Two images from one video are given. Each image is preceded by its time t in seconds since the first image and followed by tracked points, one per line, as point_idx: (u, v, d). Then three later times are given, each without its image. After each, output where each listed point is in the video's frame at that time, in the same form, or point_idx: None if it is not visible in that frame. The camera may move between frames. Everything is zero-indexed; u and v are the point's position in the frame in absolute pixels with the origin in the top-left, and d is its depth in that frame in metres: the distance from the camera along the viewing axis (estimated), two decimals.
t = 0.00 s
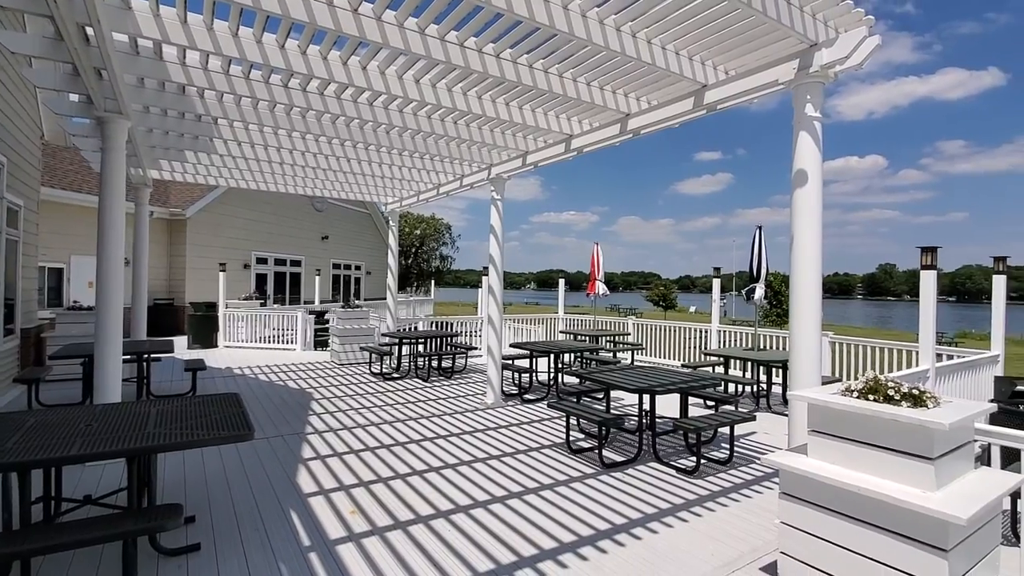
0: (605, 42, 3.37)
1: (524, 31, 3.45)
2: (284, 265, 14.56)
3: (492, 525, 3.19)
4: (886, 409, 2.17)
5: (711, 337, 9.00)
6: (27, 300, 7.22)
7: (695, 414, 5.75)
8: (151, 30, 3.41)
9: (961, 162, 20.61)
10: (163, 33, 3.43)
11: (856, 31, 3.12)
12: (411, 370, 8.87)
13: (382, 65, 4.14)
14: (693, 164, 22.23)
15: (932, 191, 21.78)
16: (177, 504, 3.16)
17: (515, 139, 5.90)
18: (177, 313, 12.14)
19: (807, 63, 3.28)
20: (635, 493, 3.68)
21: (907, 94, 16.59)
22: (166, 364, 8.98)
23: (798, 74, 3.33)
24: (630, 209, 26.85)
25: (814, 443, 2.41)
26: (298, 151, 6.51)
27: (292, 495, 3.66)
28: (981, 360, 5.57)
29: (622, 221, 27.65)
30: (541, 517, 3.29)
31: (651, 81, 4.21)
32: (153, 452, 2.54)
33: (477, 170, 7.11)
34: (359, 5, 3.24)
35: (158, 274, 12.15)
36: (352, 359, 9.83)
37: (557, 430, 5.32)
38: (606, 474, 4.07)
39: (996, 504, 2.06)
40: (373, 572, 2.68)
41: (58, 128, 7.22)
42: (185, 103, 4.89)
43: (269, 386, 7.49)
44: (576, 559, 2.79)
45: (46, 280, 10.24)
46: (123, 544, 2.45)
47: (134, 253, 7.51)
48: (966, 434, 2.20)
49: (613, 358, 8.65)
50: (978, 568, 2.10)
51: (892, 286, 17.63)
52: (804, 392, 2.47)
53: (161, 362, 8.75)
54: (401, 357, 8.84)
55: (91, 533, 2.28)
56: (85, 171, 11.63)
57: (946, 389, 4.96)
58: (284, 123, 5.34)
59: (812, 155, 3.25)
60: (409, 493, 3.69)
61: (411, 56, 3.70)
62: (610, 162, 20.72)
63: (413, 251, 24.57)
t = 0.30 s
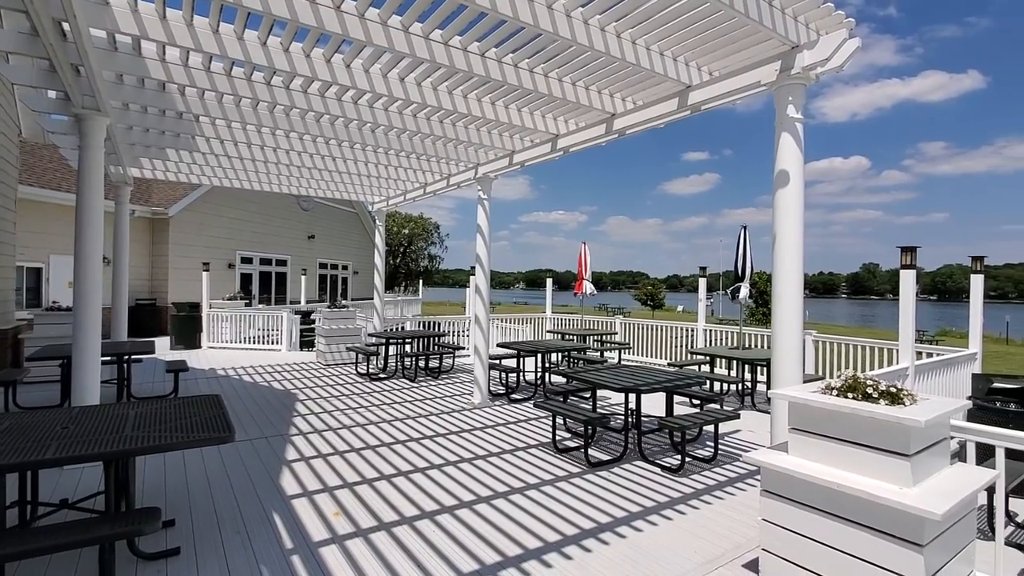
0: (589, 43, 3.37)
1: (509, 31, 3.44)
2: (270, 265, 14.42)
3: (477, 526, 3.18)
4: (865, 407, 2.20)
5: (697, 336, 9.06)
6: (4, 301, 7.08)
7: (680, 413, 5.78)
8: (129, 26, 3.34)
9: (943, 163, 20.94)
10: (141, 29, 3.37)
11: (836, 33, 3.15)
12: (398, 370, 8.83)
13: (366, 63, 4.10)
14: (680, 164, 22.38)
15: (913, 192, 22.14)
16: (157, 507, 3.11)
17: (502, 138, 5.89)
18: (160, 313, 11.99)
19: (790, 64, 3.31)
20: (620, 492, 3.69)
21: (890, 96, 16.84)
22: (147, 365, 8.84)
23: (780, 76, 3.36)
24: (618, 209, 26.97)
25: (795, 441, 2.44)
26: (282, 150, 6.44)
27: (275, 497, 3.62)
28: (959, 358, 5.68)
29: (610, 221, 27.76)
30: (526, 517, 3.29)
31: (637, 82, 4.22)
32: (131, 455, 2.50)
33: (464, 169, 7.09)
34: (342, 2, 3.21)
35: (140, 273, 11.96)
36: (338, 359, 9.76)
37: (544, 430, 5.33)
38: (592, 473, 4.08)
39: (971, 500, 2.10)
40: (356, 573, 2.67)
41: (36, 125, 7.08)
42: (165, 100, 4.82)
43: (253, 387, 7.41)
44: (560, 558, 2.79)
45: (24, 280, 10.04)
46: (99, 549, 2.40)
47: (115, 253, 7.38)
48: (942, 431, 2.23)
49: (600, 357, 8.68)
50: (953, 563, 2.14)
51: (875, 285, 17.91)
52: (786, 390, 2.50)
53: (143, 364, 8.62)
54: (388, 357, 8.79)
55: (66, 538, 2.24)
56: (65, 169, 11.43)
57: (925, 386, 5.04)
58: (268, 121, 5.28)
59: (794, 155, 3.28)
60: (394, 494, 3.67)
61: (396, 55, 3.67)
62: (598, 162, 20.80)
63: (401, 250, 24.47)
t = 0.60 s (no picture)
0: (577, 42, 3.36)
1: (496, 29, 3.42)
2: (260, 265, 14.33)
3: (465, 526, 3.18)
4: (849, 405, 2.20)
5: (688, 335, 9.09)
6: None
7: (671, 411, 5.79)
8: (111, 24, 3.30)
9: (933, 162, 21.10)
10: (123, 27, 3.32)
11: (821, 33, 3.17)
12: (389, 371, 8.80)
13: (353, 62, 4.06)
14: (672, 164, 22.44)
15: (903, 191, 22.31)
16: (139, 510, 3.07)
17: (491, 138, 5.88)
18: (150, 314, 11.92)
19: (775, 64, 3.32)
20: (610, 491, 3.70)
21: (880, 96, 16.96)
22: (135, 367, 8.76)
23: (766, 75, 3.37)
24: (611, 209, 27.01)
25: (780, 440, 2.45)
26: (271, 149, 6.39)
27: (262, 499, 3.60)
28: (945, 355, 5.73)
29: (603, 220, 27.79)
30: (515, 517, 3.28)
31: (625, 81, 4.22)
32: (113, 458, 2.46)
33: (454, 169, 7.07)
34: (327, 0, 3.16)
35: (128, 274, 11.85)
36: (329, 360, 9.70)
37: (535, 430, 5.33)
38: (581, 472, 4.09)
39: (953, 497, 2.11)
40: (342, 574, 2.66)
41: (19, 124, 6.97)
42: (150, 99, 4.76)
43: (243, 389, 7.35)
44: (548, 558, 2.78)
45: (11, 281, 9.91)
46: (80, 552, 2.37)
47: (101, 253, 7.30)
48: (925, 429, 2.25)
49: (592, 356, 8.68)
50: (936, 560, 2.15)
51: (867, 284, 18.04)
52: (771, 389, 2.51)
53: (131, 366, 8.53)
54: (379, 357, 8.76)
55: (46, 541, 2.20)
56: (52, 170, 11.31)
57: (912, 384, 5.09)
58: (256, 120, 5.24)
59: (781, 155, 3.29)
60: (383, 495, 3.65)
61: (384, 53, 3.64)
62: (590, 162, 20.81)
63: (394, 250, 24.38)
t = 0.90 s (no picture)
0: (569, 39, 3.34)
1: (488, 26, 3.40)
2: (258, 265, 14.31)
3: (458, 525, 3.17)
4: (839, 401, 2.20)
5: (686, 333, 9.08)
6: None
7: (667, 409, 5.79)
8: (102, 23, 3.28)
9: (932, 160, 21.08)
10: (115, 26, 3.30)
11: (814, 29, 3.16)
12: (386, 370, 8.78)
13: (346, 60, 4.04)
14: (671, 162, 22.41)
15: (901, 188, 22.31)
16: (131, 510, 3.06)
17: (487, 136, 5.86)
18: (148, 314, 11.94)
19: (768, 61, 3.31)
20: (604, 489, 3.69)
21: (880, 94, 16.93)
22: (132, 366, 8.74)
23: (759, 72, 3.37)
24: (610, 207, 26.99)
25: (771, 437, 2.44)
26: (267, 149, 6.38)
27: (255, 498, 3.59)
28: (941, 352, 5.73)
29: (602, 218, 27.77)
30: (508, 515, 3.28)
31: (619, 78, 4.20)
32: (104, 457, 2.45)
33: (450, 167, 7.05)
34: None
35: (125, 274, 11.81)
36: (326, 359, 9.69)
37: (530, 428, 5.32)
38: (576, 470, 4.08)
39: (944, 493, 2.10)
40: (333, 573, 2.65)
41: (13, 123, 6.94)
42: (144, 98, 4.75)
43: (239, 389, 7.33)
44: (541, 556, 2.78)
45: (8, 281, 9.88)
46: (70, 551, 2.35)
47: (97, 253, 7.28)
48: (915, 425, 2.25)
49: (590, 354, 8.68)
50: (928, 556, 2.14)
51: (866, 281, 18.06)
52: (762, 386, 2.50)
53: (127, 366, 8.51)
54: (376, 356, 8.74)
55: (36, 541, 2.18)
56: (49, 170, 11.28)
57: (908, 381, 5.09)
58: (250, 119, 5.22)
59: (773, 152, 3.29)
60: (376, 494, 3.64)
61: (375, 51, 3.62)
62: (589, 160, 20.78)
63: (393, 249, 24.38)
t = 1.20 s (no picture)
0: (561, 38, 3.34)
1: (480, 25, 3.40)
2: (254, 265, 14.28)
3: (451, 525, 3.17)
4: (828, 399, 2.20)
5: (682, 332, 9.09)
6: None
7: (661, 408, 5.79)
8: (93, 23, 3.27)
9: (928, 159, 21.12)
10: (106, 27, 3.30)
11: (804, 28, 3.18)
12: (382, 370, 8.78)
13: (339, 60, 4.04)
14: (668, 161, 22.43)
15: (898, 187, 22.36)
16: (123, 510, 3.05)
17: (481, 135, 5.86)
18: (144, 314, 11.89)
19: (759, 60, 3.32)
20: (597, 488, 3.70)
21: (876, 93, 16.97)
22: (127, 367, 8.70)
23: (750, 71, 3.37)
24: (607, 206, 27.00)
25: (762, 435, 2.45)
26: (261, 149, 6.37)
27: (248, 499, 3.58)
28: (934, 350, 5.75)
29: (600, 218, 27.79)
30: (502, 515, 3.28)
31: (612, 77, 4.21)
32: (94, 458, 2.44)
33: (445, 167, 7.05)
34: None
35: (121, 274, 11.79)
36: (322, 359, 9.68)
37: (525, 428, 5.33)
38: (570, 469, 4.09)
39: (933, 491, 2.10)
40: (325, 573, 2.65)
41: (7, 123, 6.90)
42: (137, 98, 4.73)
43: (234, 389, 7.31)
44: (534, 556, 2.78)
45: (3, 282, 9.87)
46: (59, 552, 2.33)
47: (91, 253, 7.25)
48: (905, 423, 2.25)
49: (585, 354, 8.69)
50: (917, 554, 2.14)
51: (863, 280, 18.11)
52: (753, 385, 2.50)
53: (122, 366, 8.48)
54: (372, 356, 8.73)
55: (25, 541, 2.17)
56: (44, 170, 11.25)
57: (901, 379, 5.11)
58: (244, 119, 5.21)
59: (765, 151, 3.29)
60: (370, 494, 3.64)
61: (367, 51, 3.62)
62: (586, 159, 20.78)
63: (390, 249, 24.37)
